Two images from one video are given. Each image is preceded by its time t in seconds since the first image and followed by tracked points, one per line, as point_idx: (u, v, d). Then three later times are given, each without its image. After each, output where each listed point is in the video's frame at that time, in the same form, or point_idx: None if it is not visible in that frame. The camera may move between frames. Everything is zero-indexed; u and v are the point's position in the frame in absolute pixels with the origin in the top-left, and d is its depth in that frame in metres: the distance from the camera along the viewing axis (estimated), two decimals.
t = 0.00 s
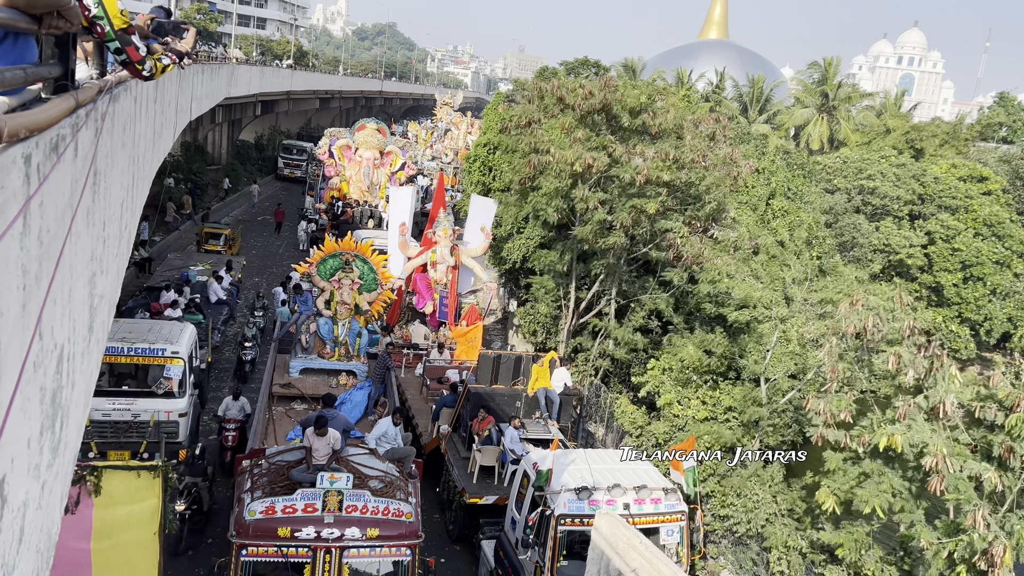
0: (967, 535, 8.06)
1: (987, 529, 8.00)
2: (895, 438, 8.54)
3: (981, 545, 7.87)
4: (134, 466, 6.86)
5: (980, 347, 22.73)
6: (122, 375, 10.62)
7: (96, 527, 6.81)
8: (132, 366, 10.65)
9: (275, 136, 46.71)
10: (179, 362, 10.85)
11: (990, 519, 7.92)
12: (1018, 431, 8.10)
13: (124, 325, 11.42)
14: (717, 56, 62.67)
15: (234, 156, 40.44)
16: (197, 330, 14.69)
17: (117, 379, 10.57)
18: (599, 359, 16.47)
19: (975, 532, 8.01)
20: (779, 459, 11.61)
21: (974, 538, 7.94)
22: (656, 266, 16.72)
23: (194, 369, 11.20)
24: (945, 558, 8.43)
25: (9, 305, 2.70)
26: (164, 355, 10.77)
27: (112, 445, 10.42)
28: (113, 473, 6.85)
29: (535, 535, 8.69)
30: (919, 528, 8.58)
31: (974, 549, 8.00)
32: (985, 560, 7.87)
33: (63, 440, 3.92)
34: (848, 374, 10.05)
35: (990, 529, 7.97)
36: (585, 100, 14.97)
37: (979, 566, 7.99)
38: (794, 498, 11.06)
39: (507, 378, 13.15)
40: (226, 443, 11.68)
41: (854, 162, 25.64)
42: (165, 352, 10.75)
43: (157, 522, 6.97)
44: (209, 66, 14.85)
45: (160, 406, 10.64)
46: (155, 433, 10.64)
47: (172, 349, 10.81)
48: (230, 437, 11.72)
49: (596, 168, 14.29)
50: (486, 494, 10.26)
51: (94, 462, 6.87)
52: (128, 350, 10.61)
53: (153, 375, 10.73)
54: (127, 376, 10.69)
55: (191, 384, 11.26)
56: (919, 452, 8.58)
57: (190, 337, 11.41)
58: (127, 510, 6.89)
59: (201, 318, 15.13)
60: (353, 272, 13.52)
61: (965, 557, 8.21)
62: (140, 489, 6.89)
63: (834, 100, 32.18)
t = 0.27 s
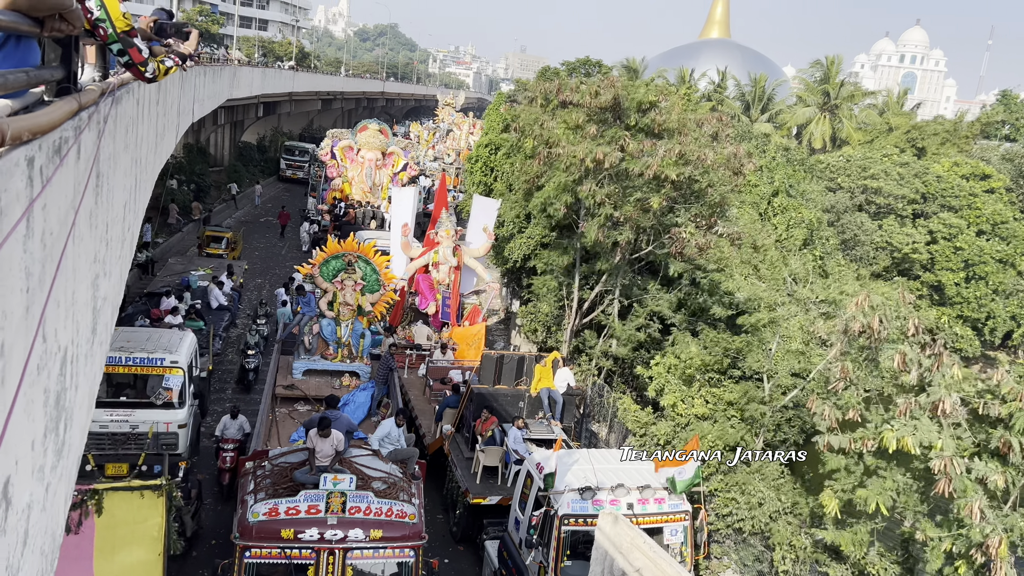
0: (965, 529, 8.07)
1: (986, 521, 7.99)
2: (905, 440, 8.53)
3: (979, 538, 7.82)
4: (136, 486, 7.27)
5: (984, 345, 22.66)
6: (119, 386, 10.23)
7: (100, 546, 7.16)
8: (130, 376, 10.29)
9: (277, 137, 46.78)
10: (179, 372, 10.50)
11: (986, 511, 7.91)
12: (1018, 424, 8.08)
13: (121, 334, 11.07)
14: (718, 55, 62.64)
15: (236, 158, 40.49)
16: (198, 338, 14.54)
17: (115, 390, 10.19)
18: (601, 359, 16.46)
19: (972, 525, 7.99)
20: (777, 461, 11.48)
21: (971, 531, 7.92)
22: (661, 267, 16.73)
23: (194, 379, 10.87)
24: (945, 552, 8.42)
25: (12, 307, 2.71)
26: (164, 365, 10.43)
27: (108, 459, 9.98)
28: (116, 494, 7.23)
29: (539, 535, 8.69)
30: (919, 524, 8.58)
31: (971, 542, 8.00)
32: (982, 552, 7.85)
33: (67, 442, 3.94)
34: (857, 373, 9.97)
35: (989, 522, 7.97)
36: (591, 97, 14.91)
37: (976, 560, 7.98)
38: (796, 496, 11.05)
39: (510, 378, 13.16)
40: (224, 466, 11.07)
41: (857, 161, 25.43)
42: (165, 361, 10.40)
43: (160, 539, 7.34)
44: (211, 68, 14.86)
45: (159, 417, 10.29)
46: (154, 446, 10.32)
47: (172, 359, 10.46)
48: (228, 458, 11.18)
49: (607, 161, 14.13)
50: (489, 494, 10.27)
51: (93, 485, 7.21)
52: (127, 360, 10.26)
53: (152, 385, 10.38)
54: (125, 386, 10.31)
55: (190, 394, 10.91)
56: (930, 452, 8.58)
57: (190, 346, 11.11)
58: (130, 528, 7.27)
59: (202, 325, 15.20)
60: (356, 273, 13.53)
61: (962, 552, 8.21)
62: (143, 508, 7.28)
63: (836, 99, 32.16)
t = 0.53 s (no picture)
0: (965, 521, 8.07)
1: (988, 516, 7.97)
2: (915, 431, 8.55)
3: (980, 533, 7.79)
4: (141, 508, 6.97)
5: (989, 343, 22.56)
6: (117, 396, 9.92)
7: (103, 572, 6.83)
8: (128, 386, 9.96)
9: (280, 138, 46.84)
10: (179, 381, 10.13)
11: (986, 504, 7.90)
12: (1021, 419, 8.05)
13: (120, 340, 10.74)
14: (720, 54, 62.54)
15: (239, 159, 40.53)
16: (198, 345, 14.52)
17: (113, 401, 9.89)
18: (605, 360, 16.43)
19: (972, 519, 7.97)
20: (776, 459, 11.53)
21: (971, 524, 7.91)
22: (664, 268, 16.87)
23: (194, 389, 10.48)
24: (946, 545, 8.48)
25: (17, 308, 2.72)
26: (161, 375, 10.05)
27: (106, 471, 9.76)
28: (120, 518, 6.92)
29: (543, 535, 8.68)
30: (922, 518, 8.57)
31: (972, 534, 7.99)
32: (982, 545, 7.83)
33: (72, 443, 3.95)
34: (866, 369, 9.92)
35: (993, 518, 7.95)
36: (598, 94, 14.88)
37: (979, 553, 7.94)
38: (801, 494, 11.02)
39: (513, 378, 13.19)
40: (222, 489, 10.42)
41: (861, 159, 25.54)
42: (163, 371, 10.02)
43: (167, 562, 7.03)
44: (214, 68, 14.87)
45: (158, 428, 9.95)
46: (154, 457, 10.03)
47: (170, 369, 10.07)
48: (225, 480, 10.47)
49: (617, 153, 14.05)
50: (493, 494, 10.26)
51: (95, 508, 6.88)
52: (124, 371, 9.90)
53: (152, 396, 10.05)
54: (123, 397, 9.99)
55: (191, 403, 10.55)
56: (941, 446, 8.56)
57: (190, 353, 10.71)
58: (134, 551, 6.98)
59: (203, 331, 15.17)
60: (359, 274, 13.52)
61: (963, 545, 8.22)
62: (149, 530, 6.98)
63: (839, 97, 32.10)
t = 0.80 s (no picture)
0: (972, 519, 8.06)
1: (995, 514, 7.93)
2: (920, 430, 8.50)
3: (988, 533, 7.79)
4: (148, 528, 6.97)
5: (994, 342, 22.51)
6: (115, 406, 9.61)
7: None
8: (126, 396, 9.65)
9: (284, 139, 46.90)
10: (178, 392, 9.80)
11: (992, 501, 7.88)
12: None
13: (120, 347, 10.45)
14: (723, 53, 62.48)
15: (243, 160, 40.55)
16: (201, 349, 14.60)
17: (111, 411, 9.59)
18: (609, 359, 16.42)
19: (980, 516, 8.00)
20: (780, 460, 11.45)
21: (980, 523, 7.89)
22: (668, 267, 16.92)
23: (194, 398, 10.16)
24: (950, 542, 8.54)
25: (22, 309, 2.72)
26: (159, 385, 9.72)
27: (103, 484, 9.47)
28: (127, 537, 6.94)
29: (548, 534, 8.66)
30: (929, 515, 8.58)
31: (978, 532, 7.98)
32: (989, 542, 7.80)
33: (77, 443, 3.95)
34: (871, 367, 9.91)
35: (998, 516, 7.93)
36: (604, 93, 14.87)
37: (987, 552, 7.91)
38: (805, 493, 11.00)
39: (517, 377, 13.19)
40: (215, 515, 9.77)
41: (866, 158, 25.64)
42: (162, 381, 9.69)
43: None
44: (218, 68, 14.89)
45: (156, 440, 9.64)
46: (152, 470, 9.72)
47: (169, 379, 9.75)
48: (220, 505, 9.84)
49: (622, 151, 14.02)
50: (498, 493, 10.26)
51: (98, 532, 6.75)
52: (121, 380, 9.59)
53: (151, 406, 9.73)
54: (122, 407, 9.69)
55: (191, 414, 10.23)
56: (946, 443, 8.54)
57: (190, 362, 10.36)
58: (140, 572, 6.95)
59: (206, 338, 15.02)
60: (363, 275, 13.47)
61: (969, 541, 8.25)
62: (155, 549, 6.98)
63: (843, 95, 32.07)
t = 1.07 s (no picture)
0: (979, 519, 8.03)
1: (1002, 514, 7.90)
2: (919, 429, 8.47)
3: (992, 531, 7.75)
4: (149, 548, 6.93)
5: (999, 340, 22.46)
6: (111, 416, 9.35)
7: None
8: (123, 406, 9.39)
9: (287, 139, 46.96)
10: (176, 402, 9.55)
11: (1000, 502, 7.83)
12: None
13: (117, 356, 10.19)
14: (727, 51, 62.34)
15: (247, 160, 40.55)
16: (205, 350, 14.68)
17: (107, 421, 9.33)
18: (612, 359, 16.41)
19: (988, 516, 7.95)
20: (779, 459, 11.49)
21: (987, 523, 7.85)
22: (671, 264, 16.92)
23: (193, 409, 9.90)
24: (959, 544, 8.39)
25: (27, 310, 2.73)
26: (157, 395, 9.47)
27: (98, 496, 9.18)
28: (129, 558, 6.88)
29: (552, 534, 8.67)
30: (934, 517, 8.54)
31: (986, 532, 7.93)
32: (996, 542, 7.76)
33: (82, 443, 3.96)
34: (873, 366, 9.92)
35: (1005, 516, 7.89)
36: (607, 92, 14.85)
37: (992, 552, 7.89)
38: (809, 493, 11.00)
39: (521, 376, 13.20)
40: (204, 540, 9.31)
41: (871, 156, 25.65)
42: (160, 391, 9.44)
43: None
44: (222, 69, 14.96)
45: (153, 451, 9.37)
46: (149, 482, 9.44)
47: (167, 389, 9.50)
48: (209, 532, 9.41)
49: (618, 156, 14.10)
50: (502, 492, 10.26)
51: (102, 551, 6.88)
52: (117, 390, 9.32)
53: (148, 416, 9.46)
54: (118, 417, 9.42)
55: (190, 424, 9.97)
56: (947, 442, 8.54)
57: (189, 371, 10.11)
58: None
59: (207, 343, 14.33)
60: (367, 275, 13.52)
61: (977, 542, 8.19)
62: (158, 569, 6.91)
63: (847, 94, 32.01)
